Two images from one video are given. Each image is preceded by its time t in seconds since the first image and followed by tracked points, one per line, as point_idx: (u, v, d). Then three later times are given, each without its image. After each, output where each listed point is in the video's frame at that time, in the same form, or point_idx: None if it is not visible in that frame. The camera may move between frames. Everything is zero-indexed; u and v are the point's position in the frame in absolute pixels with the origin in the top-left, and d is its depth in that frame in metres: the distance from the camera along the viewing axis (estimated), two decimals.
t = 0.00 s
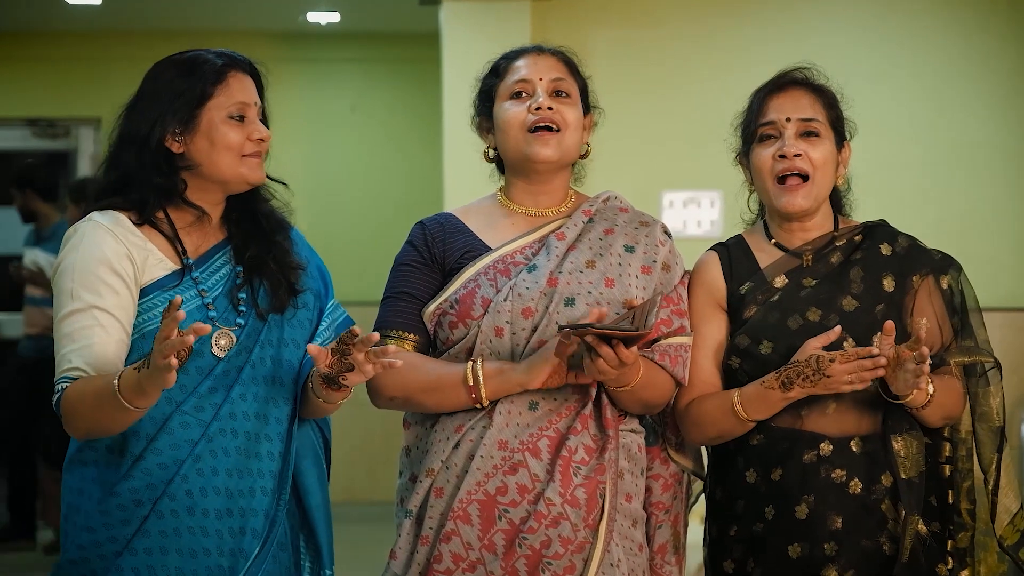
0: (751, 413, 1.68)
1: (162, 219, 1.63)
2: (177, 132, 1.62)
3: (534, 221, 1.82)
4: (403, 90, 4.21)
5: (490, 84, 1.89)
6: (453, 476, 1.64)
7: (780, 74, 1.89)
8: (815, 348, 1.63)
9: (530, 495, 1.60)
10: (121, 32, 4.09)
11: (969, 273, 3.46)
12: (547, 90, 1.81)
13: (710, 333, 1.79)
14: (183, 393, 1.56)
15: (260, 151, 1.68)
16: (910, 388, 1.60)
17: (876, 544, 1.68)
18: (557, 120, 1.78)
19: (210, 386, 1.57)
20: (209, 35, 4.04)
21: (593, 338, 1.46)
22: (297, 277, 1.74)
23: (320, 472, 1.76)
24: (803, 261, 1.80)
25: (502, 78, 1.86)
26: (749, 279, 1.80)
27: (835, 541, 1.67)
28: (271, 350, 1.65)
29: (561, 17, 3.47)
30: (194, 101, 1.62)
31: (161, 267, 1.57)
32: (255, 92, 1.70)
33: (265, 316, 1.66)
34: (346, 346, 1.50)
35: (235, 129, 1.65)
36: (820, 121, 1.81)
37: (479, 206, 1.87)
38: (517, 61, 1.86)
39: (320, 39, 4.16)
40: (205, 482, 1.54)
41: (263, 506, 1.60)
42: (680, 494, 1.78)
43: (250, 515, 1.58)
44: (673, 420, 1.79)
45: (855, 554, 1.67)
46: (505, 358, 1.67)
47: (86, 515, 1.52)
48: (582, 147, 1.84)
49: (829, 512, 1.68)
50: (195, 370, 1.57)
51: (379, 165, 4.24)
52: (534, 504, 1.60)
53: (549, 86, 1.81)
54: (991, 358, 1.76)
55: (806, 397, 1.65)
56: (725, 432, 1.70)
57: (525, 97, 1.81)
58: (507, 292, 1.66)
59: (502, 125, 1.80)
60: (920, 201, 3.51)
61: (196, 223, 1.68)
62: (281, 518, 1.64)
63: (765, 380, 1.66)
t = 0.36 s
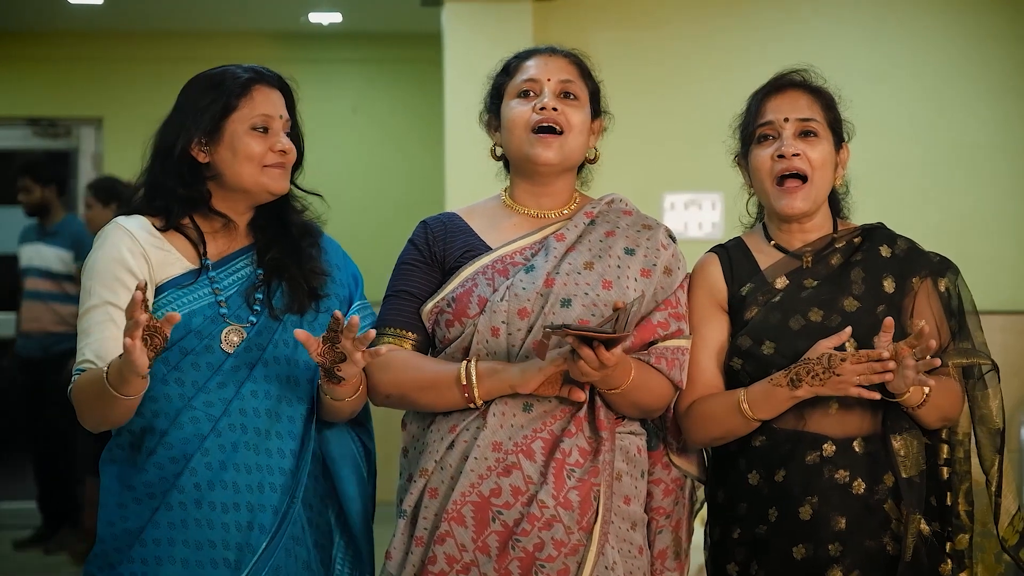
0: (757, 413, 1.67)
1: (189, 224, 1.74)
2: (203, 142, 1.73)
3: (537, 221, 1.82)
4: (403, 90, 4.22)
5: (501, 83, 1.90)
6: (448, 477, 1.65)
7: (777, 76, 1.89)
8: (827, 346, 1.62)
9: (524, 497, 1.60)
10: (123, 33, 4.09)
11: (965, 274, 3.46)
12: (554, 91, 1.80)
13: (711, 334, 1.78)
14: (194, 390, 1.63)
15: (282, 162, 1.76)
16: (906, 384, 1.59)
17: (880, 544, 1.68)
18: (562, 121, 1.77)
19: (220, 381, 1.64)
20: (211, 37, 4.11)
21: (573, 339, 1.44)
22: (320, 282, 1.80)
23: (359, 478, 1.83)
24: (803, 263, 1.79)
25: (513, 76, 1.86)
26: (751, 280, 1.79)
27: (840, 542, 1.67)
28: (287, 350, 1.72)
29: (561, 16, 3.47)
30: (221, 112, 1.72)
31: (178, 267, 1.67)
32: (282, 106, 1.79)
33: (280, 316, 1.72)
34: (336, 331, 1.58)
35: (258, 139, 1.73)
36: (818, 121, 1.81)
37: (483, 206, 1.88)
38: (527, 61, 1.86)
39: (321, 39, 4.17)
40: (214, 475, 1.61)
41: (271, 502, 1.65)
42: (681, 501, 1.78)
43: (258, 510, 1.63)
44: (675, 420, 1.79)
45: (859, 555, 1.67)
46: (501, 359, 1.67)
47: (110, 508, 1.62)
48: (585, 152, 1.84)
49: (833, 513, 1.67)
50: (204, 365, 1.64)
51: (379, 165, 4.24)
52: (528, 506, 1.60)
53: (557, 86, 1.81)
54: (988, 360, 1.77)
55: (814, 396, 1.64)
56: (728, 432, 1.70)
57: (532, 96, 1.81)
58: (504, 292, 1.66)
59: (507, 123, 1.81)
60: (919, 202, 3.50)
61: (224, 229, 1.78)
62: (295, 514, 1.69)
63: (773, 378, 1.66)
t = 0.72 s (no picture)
0: (758, 414, 1.67)
1: (198, 226, 1.78)
2: (209, 148, 1.76)
3: (538, 222, 1.82)
4: (403, 90, 4.22)
5: (507, 81, 1.90)
6: (450, 474, 1.64)
7: (775, 77, 1.90)
8: (826, 350, 1.63)
9: (525, 493, 1.59)
10: (124, 33, 4.09)
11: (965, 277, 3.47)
12: (560, 92, 1.80)
13: (712, 333, 1.78)
14: (190, 388, 1.66)
15: (289, 169, 1.78)
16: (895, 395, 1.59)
17: (877, 545, 1.68)
18: (565, 122, 1.77)
19: (215, 379, 1.67)
20: (211, 38, 4.10)
21: (580, 341, 1.45)
22: (324, 285, 1.81)
23: (374, 475, 1.84)
24: (803, 264, 1.79)
25: (519, 76, 1.86)
26: (751, 280, 1.79)
27: (837, 542, 1.67)
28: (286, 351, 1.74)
29: (563, 18, 3.47)
30: (226, 118, 1.74)
31: (180, 266, 1.71)
32: (291, 111, 1.80)
33: (280, 316, 1.74)
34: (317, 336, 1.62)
35: (264, 146, 1.75)
36: (816, 120, 1.81)
37: (482, 210, 1.87)
38: (535, 61, 1.86)
39: (321, 39, 4.17)
40: (204, 472, 1.63)
41: (261, 502, 1.67)
42: (686, 494, 1.80)
43: (246, 508, 1.65)
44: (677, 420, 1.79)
45: (857, 556, 1.67)
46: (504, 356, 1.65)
47: (110, 500, 1.67)
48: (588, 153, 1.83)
49: (830, 513, 1.67)
50: (200, 363, 1.67)
51: (379, 166, 4.24)
52: (529, 502, 1.59)
53: (562, 88, 1.80)
54: (985, 363, 1.77)
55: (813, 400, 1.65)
56: (731, 431, 1.69)
57: (537, 96, 1.81)
58: (503, 290, 1.66)
59: (510, 122, 1.81)
60: (918, 202, 3.50)
61: (232, 232, 1.82)
62: (287, 515, 1.69)
63: (774, 380, 1.66)
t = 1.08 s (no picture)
0: (754, 415, 1.67)
1: (183, 231, 1.78)
2: (194, 151, 1.76)
3: (533, 222, 1.82)
4: (400, 91, 4.21)
5: (492, 85, 1.90)
6: (446, 473, 1.65)
7: (783, 77, 1.89)
8: (823, 352, 1.64)
9: (521, 493, 1.60)
10: (121, 31, 4.09)
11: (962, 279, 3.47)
12: (547, 89, 1.80)
13: (710, 333, 1.79)
14: (180, 396, 1.66)
15: (275, 173, 1.79)
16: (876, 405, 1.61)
17: (870, 547, 1.68)
18: (555, 120, 1.77)
19: (206, 388, 1.67)
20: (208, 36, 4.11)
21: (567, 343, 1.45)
22: (311, 286, 1.82)
23: (366, 474, 1.84)
24: (803, 265, 1.79)
25: (505, 77, 1.86)
26: (750, 281, 1.79)
27: (829, 543, 1.67)
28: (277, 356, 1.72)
29: (560, 18, 3.47)
30: (210, 123, 1.73)
31: (166, 274, 1.70)
32: (275, 113, 1.80)
33: (268, 321, 1.73)
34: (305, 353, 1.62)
35: (248, 151, 1.75)
36: (822, 122, 1.81)
37: (479, 210, 1.87)
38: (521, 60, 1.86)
39: (318, 38, 4.17)
40: (196, 481, 1.63)
41: (255, 508, 1.66)
42: (681, 497, 1.78)
43: (240, 514, 1.65)
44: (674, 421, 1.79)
45: (850, 557, 1.67)
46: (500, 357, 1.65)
47: (102, 508, 1.68)
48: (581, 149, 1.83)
49: (824, 514, 1.67)
50: (189, 372, 1.66)
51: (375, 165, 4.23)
52: (525, 502, 1.59)
53: (549, 86, 1.81)
54: (979, 370, 1.78)
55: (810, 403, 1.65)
56: (725, 432, 1.70)
57: (523, 96, 1.81)
58: (500, 292, 1.66)
59: (501, 123, 1.81)
60: (915, 204, 3.51)
61: (216, 235, 1.82)
62: (281, 519, 1.69)
63: (771, 382, 1.66)
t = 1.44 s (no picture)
0: (759, 408, 1.68)
1: (165, 230, 1.77)
2: (173, 148, 1.75)
3: (526, 221, 1.83)
4: (398, 90, 4.22)
5: (489, 84, 1.90)
6: (439, 471, 1.66)
7: (791, 71, 1.90)
8: (832, 346, 1.63)
9: (513, 490, 1.60)
10: (120, 31, 4.11)
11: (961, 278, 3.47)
12: (543, 94, 1.80)
13: (714, 327, 1.78)
14: (173, 394, 1.66)
15: (255, 167, 1.79)
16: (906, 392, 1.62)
17: (873, 544, 1.69)
18: (550, 125, 1.77)
19: (198, 386, 1.67)
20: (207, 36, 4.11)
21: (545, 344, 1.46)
22: (297, 280, 1.83)
23: (349, 472, 1.85)
24: (809, 260, 1.79)
25: (501, 78, 1.86)
26: (756, 275, 1.79)
27: (832, 540, 1.67)
28: (265, 352, 1.74)
29: (558, 17, 3.47)
30: (190, 118, 1.74)
31: (152, 272, 1.70)
32: (255, 107, 1.80)
33: (257, 317, 1.74)
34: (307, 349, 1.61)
35: (229, 146, 1.75)
36: (831, 116, 1.82)
37: (471, 212, 1.87)
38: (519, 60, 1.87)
39: (317, 38, 4.17)
40: (191, 479, 1.64)
41: (250, 505, 1.67)
42: (680, 493, 1.80)
43: (236, 512, 1.66)
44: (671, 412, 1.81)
45: (852, 554, 1.67)
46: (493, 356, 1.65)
47: (93, 509, 1.68)
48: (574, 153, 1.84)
49: (827, 511, 1.68)
50: (181, 370, 1.67)
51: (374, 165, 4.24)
52: (517, 499, 1.60)
53: (544, 90, 1.81)
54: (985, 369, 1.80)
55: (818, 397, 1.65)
56: (727, 425, 1.70)
57: (519, 99, 1.81)
58: (492, 290, 1.66)
59: (495, 125, 1.81)
60: (914, 202, 3.51)
61: (198, 231, 1.82)
62: (274, 515, 1.70)
63: (779, 374, 1.66)
